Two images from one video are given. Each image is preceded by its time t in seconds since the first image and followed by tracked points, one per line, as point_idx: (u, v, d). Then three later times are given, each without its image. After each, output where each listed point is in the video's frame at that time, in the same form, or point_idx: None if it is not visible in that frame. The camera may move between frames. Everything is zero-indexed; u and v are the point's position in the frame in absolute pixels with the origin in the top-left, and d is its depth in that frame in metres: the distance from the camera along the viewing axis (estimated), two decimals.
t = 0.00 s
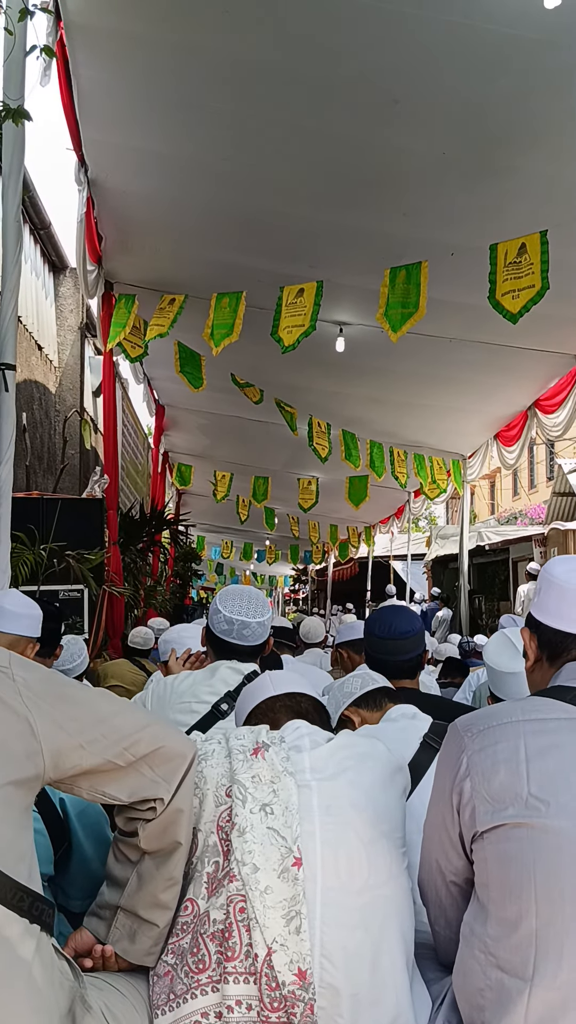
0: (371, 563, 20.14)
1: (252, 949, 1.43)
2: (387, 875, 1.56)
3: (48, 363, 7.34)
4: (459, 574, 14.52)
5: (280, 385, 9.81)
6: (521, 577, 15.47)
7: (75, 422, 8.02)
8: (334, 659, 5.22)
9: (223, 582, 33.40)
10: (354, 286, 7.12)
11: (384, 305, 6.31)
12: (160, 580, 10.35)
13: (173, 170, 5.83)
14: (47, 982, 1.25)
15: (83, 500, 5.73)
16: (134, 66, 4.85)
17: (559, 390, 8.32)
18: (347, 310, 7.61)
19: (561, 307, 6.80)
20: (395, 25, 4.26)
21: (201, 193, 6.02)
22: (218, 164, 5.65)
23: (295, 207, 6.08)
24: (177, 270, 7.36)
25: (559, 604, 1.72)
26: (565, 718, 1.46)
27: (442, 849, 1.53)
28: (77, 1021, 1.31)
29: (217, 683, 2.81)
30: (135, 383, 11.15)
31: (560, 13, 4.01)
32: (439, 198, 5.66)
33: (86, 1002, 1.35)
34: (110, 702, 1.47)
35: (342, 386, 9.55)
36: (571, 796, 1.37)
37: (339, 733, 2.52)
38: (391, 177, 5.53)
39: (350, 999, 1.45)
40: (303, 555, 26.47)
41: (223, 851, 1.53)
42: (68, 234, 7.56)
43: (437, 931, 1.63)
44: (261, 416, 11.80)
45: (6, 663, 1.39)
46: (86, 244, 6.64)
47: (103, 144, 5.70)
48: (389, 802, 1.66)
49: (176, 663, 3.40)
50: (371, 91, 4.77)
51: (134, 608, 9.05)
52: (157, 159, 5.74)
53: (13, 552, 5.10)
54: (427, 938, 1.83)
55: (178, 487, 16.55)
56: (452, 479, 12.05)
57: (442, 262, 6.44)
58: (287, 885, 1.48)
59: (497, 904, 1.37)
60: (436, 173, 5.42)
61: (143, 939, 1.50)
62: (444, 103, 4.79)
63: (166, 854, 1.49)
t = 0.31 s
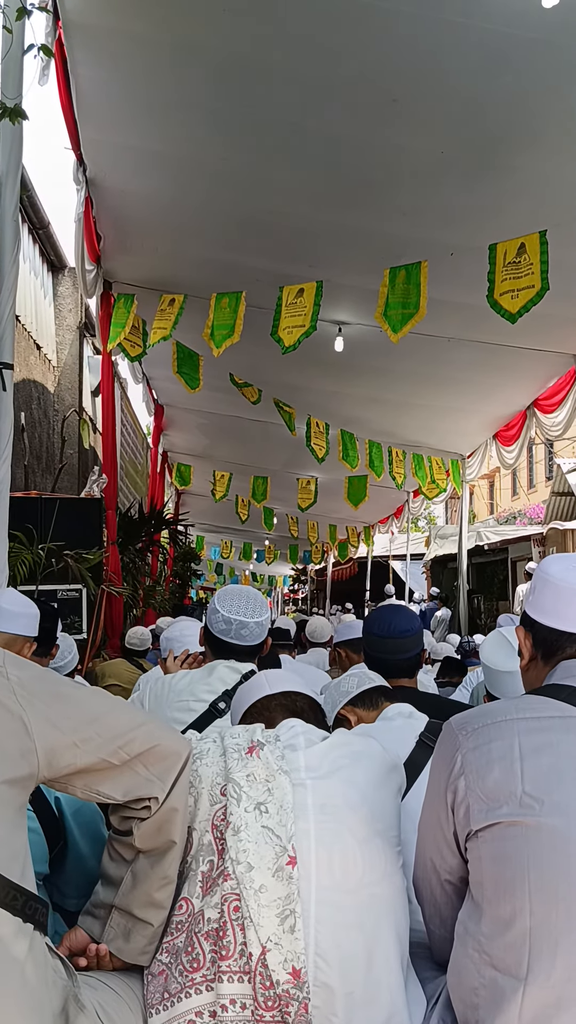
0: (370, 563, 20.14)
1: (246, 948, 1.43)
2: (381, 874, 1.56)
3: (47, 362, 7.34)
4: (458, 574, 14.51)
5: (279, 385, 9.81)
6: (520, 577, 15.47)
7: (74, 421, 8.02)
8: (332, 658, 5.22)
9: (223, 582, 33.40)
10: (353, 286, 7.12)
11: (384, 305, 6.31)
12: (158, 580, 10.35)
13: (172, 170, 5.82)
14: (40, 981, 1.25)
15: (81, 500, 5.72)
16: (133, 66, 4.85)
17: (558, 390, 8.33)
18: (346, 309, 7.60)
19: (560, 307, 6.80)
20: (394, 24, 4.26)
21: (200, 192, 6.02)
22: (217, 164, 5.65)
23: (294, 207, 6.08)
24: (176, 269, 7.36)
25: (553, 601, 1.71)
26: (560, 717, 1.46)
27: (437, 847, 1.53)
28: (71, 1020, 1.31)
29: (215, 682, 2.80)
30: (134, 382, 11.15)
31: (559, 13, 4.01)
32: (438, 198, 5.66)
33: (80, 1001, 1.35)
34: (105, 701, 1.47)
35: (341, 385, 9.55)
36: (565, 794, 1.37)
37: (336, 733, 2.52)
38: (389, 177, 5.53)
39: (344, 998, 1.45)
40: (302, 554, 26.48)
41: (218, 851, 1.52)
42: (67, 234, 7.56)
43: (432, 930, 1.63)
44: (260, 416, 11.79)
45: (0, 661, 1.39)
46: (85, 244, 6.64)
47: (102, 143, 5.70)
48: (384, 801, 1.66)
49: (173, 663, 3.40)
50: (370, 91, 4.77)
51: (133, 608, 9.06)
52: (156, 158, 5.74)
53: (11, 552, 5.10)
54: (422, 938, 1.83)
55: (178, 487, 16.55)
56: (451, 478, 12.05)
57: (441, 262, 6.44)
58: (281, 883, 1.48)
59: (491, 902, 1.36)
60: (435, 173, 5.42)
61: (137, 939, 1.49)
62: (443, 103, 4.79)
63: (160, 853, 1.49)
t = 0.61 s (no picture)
0: (369, 563, 20.13)
1: (247, 948, 1.43)
2: (382, 874, 1.57)
3: (47, 362, 7.34)
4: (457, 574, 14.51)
5: (279, 385, 9.81)
6: (520, 577, 15.47)
7: (74, 421, 8.02)
8: (332, 659, 5.22)
9: (222, 583, 33.41)
10: (354, 286, 7.13)
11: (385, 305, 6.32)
12: (158, 580, 10.35)
13: (172, 170, 5.83)
14: (43, 981, 1.25)
15: (81, 500, 5.73)
16: (134, 66, 4.86)
17: (557, 390, 8.34)
18: (346, 309, 7.60)
19: (560, 307, 6.80)
20: (394, 24, 4.26)
21: (200, 192, 6.02)
22: (218, 164, 5.65)
23: (294, 207, 6.08)
24: (176, 269, 7.36)
25: (555, 599, 1.72)
26: (561, 716, 1.46)
27: (438, 846, 1.53)
28: (73, 1019, 1.31)
29: (216, 681, 2.80)
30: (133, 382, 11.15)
31: (559, 13, 4.02)
32: (438, 198, 5.67)
33: (82, 1000, 1.35)
34: (107, 701, 1.47)
35: (341, 386, 9.55)
36: (567, 793, 1.37)
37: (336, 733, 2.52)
38: (389, 177, 5.54)
39: (345, 997, 1.45)
40: (302, 555, 26.44)
41: (219, 850, 1.53)
42: (66, 234, 7.56)
43: (434, 929, 1.63)
44: (259, 416, 11.79)
45: (3, 660, 1.39)
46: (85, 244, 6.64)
47: (102, 143, 5.70)
48: (385, 800, 1.66)
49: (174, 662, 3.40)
50: (370, 91, 4.77)
51: (132, 608, 9.05)
52: (156, 158, 5.74)
53: (11, 551, 5.10)
54: (423, 937, 1.84)
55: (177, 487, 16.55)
56: (451, 478, 12.05)
57: (442, 262, 6.44)
58: (282, 883, 1.48)
59: (493, 901, 1.37)
60: (436, 172, 5.42)
61: (138, 938, 1.50)
62: (443, 103, 4.80)
63: (162, 852, 1.49)
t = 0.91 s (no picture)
0: (370, 563, 20.14)
1: (254, 948, 1.44)
2: (388, 874, 1.57)
3: (48, 363, 7.35)
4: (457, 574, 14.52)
5: (279, 386, 9.81)
6: (520, 577, 15.47)
7: (75, 421, 8.03)
8: (334, 659, 5.22)
9: (222, 583, 33.42)
10: (355, 286, 7.13)
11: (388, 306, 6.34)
12: (159, 580, 10.35)
13: (174, 171, 5.83)
14: (50, 981, 1.25)
15: (83, 500, 5.73)
16: (136, 67, 4.86)
17: (558, 391, 8.36)
18: (347, 310, 7.60)
19: (561, 307, 6.81)
20: (396, 25, 4.27)
21: (201, 193, 6.02)
22: (219, 164, 5.65)
23: (296, 208, 6.09)
24: (177, 270, 7.37)
25: (560, 601, 1.72)
26: (567, 717, 1.47)
27: (444, 846, 1.54)
28: (80, 1020, 1.31)
29: (220, 682, 2.81)
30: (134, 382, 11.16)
31: (562, 14, 4.02)
32: (440, 198, 5.67)
33: (89, 1000, 1.36)
34: (113, 701, 1.48)
35: (342, 386, 9.55)
36: (573, 793, 1.38)
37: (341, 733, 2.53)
38: (391, 178, 5.54)
39: (351, 997, 1.45)
40: (302, 555, 26.44)
41: (225, 850, 1.53)
42: (67, 234, 7.57)
43: (439, 929, 1.63)
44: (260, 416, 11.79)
45: (8, 661, 1.39)
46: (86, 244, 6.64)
47: (103, 144, 5.71)
48: (391, 800, 1.66)
49: (179, 662, 3.40)
50: (372, 92, 4.77)
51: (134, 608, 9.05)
52: (158, 159, 5.75)
53: (13, 552, 5.11)
54: (428, 937, 1.84)
55: (178, 487, 16.56)
56: (451, 479, 12.05)
57: (443, 262, 6.45)
58: (289, 883, 1.48)
59: (499, 901, 1.37)
60: (437, 173, 5.42)
61: (145, 939, 1.50)
62: (445, 103, 4.80)
63: (168, 853, 1.49)
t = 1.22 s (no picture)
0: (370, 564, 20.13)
1: (256, 949, 1.43)
2: (389, 875, 1.57)
3: (49, 363, 7.35)
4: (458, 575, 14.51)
5: (280, 386, 9.81)
6: (521, 578, 15.45)
7: (76, 422, 8.03)
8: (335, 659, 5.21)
9: (223, 583, 33.42)
10: (356, 287, 7.13)
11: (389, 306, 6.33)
12: (159, 581, 10.36)
13: (176, 171, 5.83)
14: (52, 982, 1.25)
15: (84, 501, 5.73)
16: (137, 68, 4.86)
17: (559, 392, 8.37)
18: (349, 310, 7.60)
19: (562, 308, 6.80)
20: (398, 26, 4.27)
21: (203, 193, 6.03)
22: (220, 165, 5.66)
23: (297, 208, 6.09)
24: (178, 270, 7.37)
25: (562, 603, 1.72)
26: (568, 719, 1.47)
27: (445, 847, 1.54)
28: (82, 1020, 1.31)
29: (221, 683, 2.81)
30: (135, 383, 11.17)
31: (564, 15, 4.02)
32: (442, 199, 5.67)
33: (91, 1001, 1.35)
34: (115, 702, 1.48)
35: (343, 386, 9.55)
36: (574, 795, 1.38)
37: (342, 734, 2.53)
38: (392, 179, 5.54)
39: (353, 998, 1.45)
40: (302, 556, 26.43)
41: (227, 851, 1.53)
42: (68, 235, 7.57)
43: (441, 930, 1.63)
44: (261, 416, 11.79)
45: (10, 662, 1.39)
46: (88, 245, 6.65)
47: (105, 145, 5.71)
48: (393, 801, 1.66)
49: (180, 663, 3.40)
50: (373, 93, 4.78)
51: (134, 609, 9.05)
52: (159, 160, 5.75)
53: (14, 552, 5.11)
54: (429, 938, 1.84)
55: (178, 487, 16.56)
56: (452, 480, 12.05)
57: (444, 263, 6.45)
58: (290, 884, 1.48)
59: (501, 903, 1.37)
60: (439, 174, 5.42)
61: (146, 939, 1.50)
62: (447, 104, 4.80)
63: (170, 853, 1.49)
